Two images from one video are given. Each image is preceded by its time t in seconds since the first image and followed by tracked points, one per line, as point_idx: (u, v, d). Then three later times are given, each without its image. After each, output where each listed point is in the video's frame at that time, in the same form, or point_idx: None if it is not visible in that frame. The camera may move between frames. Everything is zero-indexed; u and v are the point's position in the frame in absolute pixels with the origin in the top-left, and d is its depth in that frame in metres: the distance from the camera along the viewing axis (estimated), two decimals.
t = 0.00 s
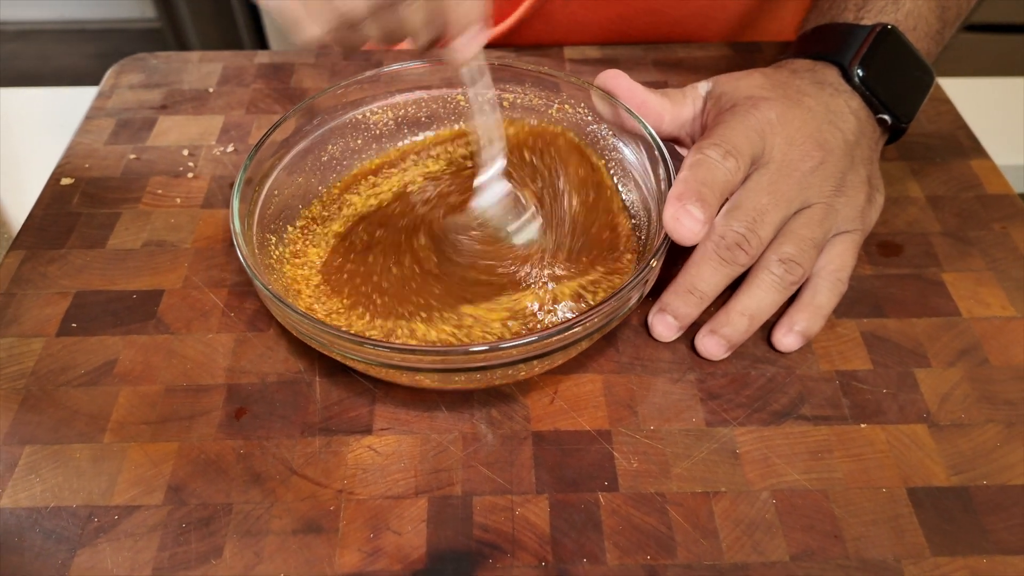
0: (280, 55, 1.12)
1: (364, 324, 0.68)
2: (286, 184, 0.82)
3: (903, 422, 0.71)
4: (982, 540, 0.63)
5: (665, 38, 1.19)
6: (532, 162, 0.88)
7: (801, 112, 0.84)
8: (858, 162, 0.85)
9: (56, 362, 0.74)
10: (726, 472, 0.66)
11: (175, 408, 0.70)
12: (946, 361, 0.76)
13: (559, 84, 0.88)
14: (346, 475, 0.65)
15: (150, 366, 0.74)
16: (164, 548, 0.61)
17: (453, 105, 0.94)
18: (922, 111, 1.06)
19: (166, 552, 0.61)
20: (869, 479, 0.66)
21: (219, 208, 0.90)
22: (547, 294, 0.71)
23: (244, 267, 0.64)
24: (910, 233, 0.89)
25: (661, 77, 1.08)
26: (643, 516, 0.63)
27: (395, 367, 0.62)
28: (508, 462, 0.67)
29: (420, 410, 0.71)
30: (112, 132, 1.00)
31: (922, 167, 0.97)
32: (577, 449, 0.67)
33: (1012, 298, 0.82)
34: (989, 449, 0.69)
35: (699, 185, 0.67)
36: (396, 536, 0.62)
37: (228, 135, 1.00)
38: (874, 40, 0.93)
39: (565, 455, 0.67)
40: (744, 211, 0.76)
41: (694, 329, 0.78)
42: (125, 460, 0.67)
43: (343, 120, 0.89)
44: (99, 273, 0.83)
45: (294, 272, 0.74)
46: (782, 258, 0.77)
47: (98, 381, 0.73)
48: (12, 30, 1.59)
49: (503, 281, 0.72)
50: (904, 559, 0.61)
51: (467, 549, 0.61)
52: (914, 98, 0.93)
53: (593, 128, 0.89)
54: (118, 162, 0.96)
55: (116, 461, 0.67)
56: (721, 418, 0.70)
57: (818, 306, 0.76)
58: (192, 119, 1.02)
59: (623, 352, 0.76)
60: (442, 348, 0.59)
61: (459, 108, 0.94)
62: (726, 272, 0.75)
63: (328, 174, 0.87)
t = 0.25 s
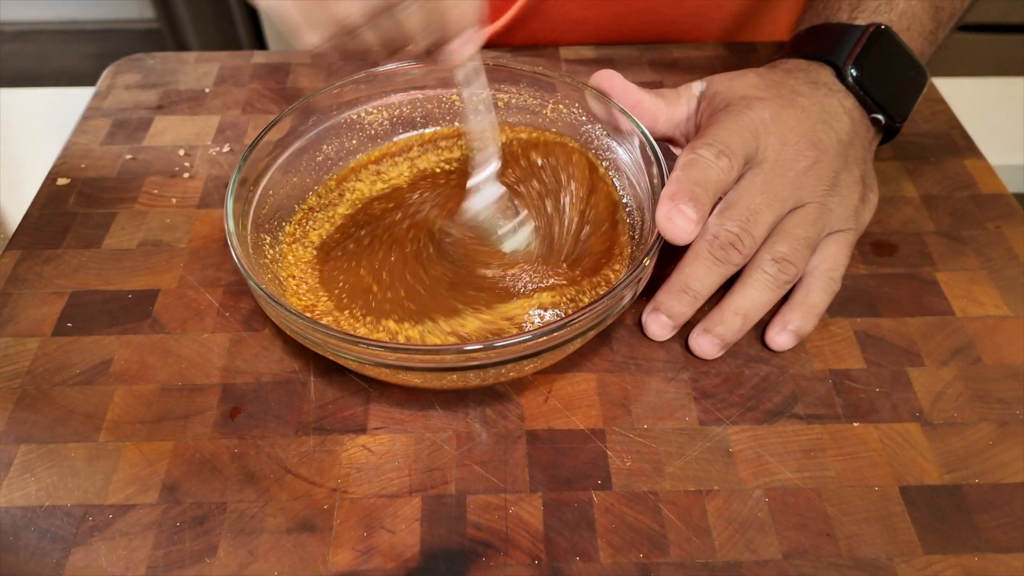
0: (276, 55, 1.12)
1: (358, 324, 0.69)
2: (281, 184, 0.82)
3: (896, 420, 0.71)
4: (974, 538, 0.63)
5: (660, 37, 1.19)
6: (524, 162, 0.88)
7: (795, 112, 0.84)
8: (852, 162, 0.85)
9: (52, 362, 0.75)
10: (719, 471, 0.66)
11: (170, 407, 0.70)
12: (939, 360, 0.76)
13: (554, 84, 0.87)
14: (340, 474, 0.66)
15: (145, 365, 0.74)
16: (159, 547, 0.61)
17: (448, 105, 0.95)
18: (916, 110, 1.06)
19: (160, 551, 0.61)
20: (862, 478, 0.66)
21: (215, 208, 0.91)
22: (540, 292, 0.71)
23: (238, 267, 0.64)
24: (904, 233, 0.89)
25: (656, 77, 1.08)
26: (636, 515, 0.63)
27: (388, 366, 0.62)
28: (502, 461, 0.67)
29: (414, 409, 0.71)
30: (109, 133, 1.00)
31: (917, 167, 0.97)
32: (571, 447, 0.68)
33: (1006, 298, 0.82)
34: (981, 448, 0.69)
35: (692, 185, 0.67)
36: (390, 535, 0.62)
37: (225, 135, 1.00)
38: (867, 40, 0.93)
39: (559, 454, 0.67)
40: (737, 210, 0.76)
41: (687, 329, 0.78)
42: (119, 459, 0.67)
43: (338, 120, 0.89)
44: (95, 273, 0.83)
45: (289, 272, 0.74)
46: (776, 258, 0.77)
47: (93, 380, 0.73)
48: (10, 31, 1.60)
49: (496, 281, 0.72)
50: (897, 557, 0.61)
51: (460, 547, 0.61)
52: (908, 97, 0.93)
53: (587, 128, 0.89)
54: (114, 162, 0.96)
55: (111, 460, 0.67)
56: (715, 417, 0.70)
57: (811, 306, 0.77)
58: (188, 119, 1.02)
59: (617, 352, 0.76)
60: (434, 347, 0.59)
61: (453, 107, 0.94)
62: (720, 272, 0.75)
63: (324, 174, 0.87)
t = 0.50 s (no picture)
0: (279, 55, 1.11)
1: (364, 325, 0.68)
2: (284, 185, 0.82)
3: (902, 422, 0.70)
4: (982, 540, 0.63)
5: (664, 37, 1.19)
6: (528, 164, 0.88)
7: (801, 112, 0.84)
8: (858, 162, 0.85)
9: (55, 363, 0.74)
10: (726, 473, 0.66)
11: (174, 408, 0.70)
12: (945, 361, 0.76)
13: (558, 84, 0.87)
14: (344, 476, 0.65)
15: (149, 366, 0.74)
16: (163, 549, 0.61)
17: (452, 106, 0.94)
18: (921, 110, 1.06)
19: (164, 554, 0.60)
20: (869, 479, 0.66)
21: (218, 209, 0.90)
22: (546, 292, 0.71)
23: (242, 268, 0.63)
24: (909, 233, 0.88)
25: (660, 77, 1.07)
26: (643, 517, 0.63)
27: (393, 368, 0.62)
28: (508, 463, 0.66)
29: (418, 411, 0.71)
30: (111, 133, 1.00)
31: (922, 167, 0.97)
32: (576, 449, 0.67)
33: (1012, 298, 0.82)
34: (989, 449, 0.69)
35: (698, 186, 0.67)
36: (395, 537, 0.61)
37: (227, 135, 1.00)
38: (872, 40, 0.93)
39: (565, 456, 0.67)
40: (743, 211, 0.76)
41: (693, 330, 0.78)
42: (123, 461, 0.67)
43: (341, 120, 0.88)
44: (98, 274, 0.83)
45: (292, 272, 0.74)
46: (782, 258, 0.77)
47: (97, 381, 0.73)
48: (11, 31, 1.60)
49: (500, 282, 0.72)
50: (904, 559, 0.61)
51: (466, 549, 0.61)
52: (914, 98, 0.93)
53: (591, 129, 0.89)
54: (116, 162, 0.96)
55: (114, 462, 0.67)
56: (721, 419, 0.70)
57: (817, 307, 0.76)
58: (190, 119, 1.02)
59: (622, 353, 0.76)
60: (440, 348, 0.59)
61: (457, 108, 0.94)
62: (726, 273, 0.74)
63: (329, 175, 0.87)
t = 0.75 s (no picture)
0: (276, 56, 1.11)
1: (359, 325, 0.68)
2: (281, 187, 0.82)
3: (901, 425, 0.70)
4: (980, 544, 0.62)
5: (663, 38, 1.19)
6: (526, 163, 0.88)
7: (799, 114, 0.84)
8: (856, 164, 0.85)
9: (50, 366, 0.74)
10: (723, 476, 0.66)
11: (169, 412, 0.70)
12: (944, 364, 0.76)
13: (556, 86, 0.87)
14: (341, 479, 0.65)
15: (144, 369, 0.73)
16: (158, 553, 0.60)
17: (449, 108, 0.93)
18: (919, 112, 1.06)
19: (160, 558, 0.60)
20: (867, 483, 0.66)
21: (214, 211, 0.90)
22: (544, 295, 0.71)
23: (238, 271, 0.63)
24: (908, 235, 0.88)
25: (658, 78, 1.07)
26: (640, 521, 0.62)
27: (390, 371, 0.61)
28: (504, 466, 0.66)
29: (415, 414, 0.71)
30: (108, 135, 1.00)
31: (920, 169, 0.97)
32: (573, 452, 0.67)
33: (1011, 301, 0.82)
34: (987, 452, 0.69)
35: (696, 188, 0.67)
36: (391, 541, 0.61)
37: (224, 137, 0.99)
38: (872, 40, 0.93)
39: (562, 459, 0.67)
40: (742, 213, 0.75)
41: (691, 332, 0.77)
42: (118, 464, 0.66)
43: (338, 122, 0.88)
44: (94, 277, 0.83)
45: (288, 274, 0.74)
46: (780, 261, 0.76)
47: (92, 384, 0.72)
48: (8, 32, 1.59)
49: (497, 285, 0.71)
50: (902, 562, 0.61)
51: (462, 553, 0.60)
52: (913, 100, 0.92)
53: (588, 131, 0.88)
54: (113, 164, 0.96)
55: (110, 465, 0.66)
56: (718, 422, 0.70)
57: (815, 309, 0.76)
58: (187, 121, 1.02)
59: (619, 355, 0.75)
60: (436, 352, 0.59)
61: (455, 110, 0.93)
62: (724, 275, 0.74)
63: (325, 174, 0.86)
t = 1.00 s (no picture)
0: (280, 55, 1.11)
1: (366, 326, 0.68)
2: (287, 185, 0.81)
3: (910, 424, 0.70)
4: (991, 543, 0.62)
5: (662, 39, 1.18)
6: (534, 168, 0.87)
7: (808, 112, 0.84)
8: (864, 163, 0.85)
9: (58, 366, 0.74)
10: (733, 475, 0.66)
11: (177, 411, 0.70)
12: (952, 363, 0.75)
13: (562, 85, 0.86)
14: (349, 479, 0.65)
15: (151, 369, 0.73)
16: (167, 553, 0.60)
17: (456, 107, 0.92)
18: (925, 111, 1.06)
19: (169, 557, 0.60)
20: (877, 482, 0.66)
21: (220, 210, 0.90)
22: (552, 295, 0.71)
23: (247, 270, 0.63)
24: (915, 234, 0.88)
25: (663, 77, 1.07)
26: (650, 520, 0.62)
27: (399, 370, 0.61)
28: (513, 465, 0.66)
29: (423, 413, 0.70)
30: (113, 134, 1.00)
31: (926, 168, 0.97)
32: (582, 452, 0.67)
33: (1018, 299, 0.82)
34: (996, 451, 0.69)
35: (705, 186, 0.67)
36: (401, 540, 0.61)
37: (229, 136, 0.99)
38: (880, 39, 0.92)
39: (571, 458, 0.67)
40: (751, 212, 0.75)
41: (699, 331, 0.77)
42: (126, 464, 0.66)
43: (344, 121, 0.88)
44: (100, 276, 0.82)
45: (296, 272, 0.74)
46: (789, 259, 0.76)
47: (99, 384, 0.72)
48: (10, 32, 1.59)
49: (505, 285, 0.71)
50: (913, 562, 0.61)
51: (472, 553, 0.60)
52: (919, 98, 0.93)
53: (595, 129, 0.88)
54: (118, 164, 0.96)
55: (118, 465, 0.66)
56: (727, 421, 0.70)
57: (824, 307, 0.76)
58: (192, 120, 1.02)
59: (627, 354, 0.75)
60: (445, 351, 0.59)
61: (462, 109, 0.92)
62: (733, 274, 0.74)
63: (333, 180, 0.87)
